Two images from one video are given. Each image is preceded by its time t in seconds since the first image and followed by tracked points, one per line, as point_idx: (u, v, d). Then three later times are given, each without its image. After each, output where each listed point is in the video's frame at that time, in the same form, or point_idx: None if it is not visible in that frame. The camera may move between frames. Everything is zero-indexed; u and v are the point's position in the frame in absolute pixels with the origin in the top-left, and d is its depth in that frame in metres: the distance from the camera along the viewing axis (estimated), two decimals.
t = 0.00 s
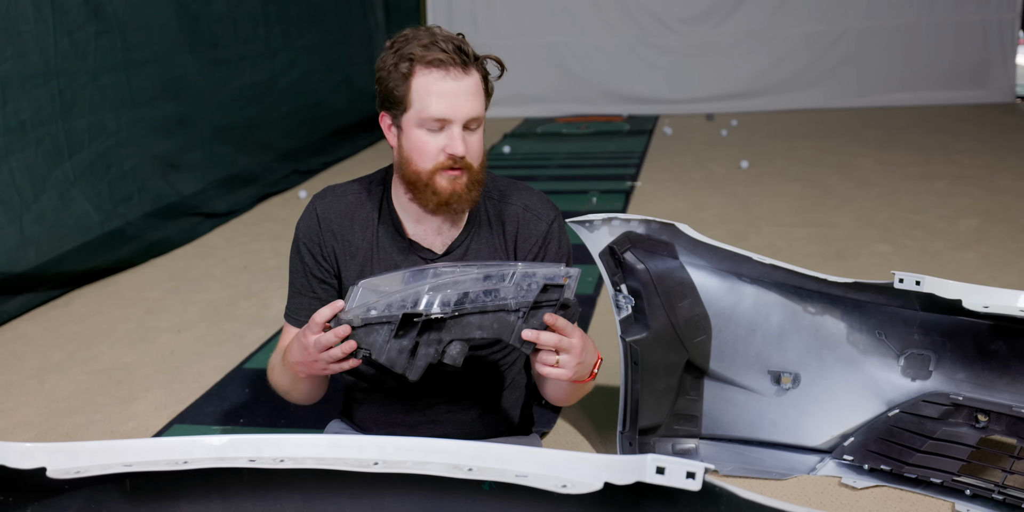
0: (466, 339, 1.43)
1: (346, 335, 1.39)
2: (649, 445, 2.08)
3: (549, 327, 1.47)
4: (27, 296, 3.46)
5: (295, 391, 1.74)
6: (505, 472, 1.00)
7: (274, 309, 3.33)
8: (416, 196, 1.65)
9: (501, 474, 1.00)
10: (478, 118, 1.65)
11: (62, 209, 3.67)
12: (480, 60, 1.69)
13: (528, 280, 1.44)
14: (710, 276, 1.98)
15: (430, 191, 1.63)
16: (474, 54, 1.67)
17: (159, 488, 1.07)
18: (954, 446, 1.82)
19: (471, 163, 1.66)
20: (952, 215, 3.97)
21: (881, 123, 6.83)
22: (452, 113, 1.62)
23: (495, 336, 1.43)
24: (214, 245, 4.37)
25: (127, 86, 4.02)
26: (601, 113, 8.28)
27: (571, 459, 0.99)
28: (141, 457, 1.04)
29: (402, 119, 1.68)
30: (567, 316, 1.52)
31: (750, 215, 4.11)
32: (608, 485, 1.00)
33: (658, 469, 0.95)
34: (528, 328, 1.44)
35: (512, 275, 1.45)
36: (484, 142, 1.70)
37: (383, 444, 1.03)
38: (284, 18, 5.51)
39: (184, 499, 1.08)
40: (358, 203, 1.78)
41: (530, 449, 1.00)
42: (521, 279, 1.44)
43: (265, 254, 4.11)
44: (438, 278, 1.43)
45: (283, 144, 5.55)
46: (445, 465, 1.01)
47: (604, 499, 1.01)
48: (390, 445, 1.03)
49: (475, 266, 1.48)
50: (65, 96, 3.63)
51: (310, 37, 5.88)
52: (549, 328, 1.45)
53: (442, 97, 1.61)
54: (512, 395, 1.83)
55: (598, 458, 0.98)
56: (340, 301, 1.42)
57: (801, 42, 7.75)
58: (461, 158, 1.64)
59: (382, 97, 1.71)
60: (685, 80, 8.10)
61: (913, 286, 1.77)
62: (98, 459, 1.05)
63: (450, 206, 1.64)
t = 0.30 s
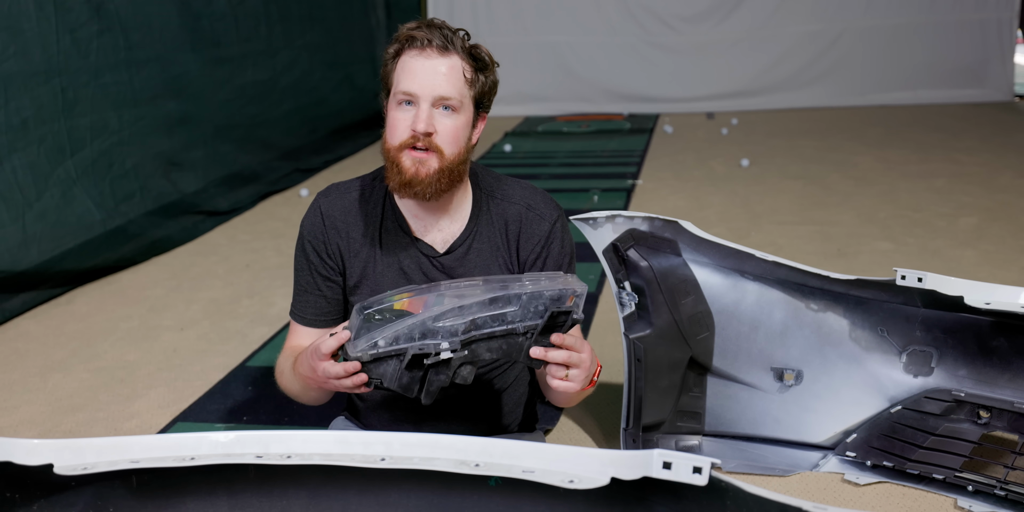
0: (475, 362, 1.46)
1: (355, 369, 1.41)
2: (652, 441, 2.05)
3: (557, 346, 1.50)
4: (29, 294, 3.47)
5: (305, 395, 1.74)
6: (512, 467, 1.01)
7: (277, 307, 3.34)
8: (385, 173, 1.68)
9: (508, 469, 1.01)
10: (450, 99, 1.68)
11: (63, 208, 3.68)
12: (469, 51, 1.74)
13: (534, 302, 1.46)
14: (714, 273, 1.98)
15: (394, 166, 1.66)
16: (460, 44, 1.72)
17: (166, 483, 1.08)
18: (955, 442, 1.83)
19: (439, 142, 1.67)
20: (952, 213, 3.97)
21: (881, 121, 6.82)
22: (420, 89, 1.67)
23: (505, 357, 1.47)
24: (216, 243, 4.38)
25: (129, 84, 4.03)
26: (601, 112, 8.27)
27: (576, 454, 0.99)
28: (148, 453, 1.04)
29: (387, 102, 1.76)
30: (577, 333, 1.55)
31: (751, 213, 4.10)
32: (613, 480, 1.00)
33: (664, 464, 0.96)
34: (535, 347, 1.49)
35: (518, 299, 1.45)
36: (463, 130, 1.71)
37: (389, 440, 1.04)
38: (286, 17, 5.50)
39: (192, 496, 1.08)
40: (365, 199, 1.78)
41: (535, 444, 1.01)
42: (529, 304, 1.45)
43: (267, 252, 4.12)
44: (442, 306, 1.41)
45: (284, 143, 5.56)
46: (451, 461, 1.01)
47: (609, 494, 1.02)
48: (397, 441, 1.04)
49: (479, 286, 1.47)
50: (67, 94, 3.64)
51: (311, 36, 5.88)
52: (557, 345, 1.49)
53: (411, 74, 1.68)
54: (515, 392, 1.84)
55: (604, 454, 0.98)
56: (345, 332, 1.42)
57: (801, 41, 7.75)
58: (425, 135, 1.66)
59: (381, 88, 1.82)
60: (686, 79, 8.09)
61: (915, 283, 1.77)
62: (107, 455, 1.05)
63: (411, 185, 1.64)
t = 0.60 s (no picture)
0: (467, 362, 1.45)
1: (349, 367, 1.41)
2: (650, 440, 2.05)
3: (551, 349, 1.51)
4: (26, 294, 3.47)
5: (300, 392, 1.74)
6: (513, 464, 1.02)
7: (274, 307, 3.34)
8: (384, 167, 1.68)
9: (510, 466, 1.01)
10: (451, 97, 1.69)
11: (60, 208, 3.67)
12: (473, 52, 1.75)
13: (529, 305, 1.45)
14: (711, 272, 1.98)
15: (392, 159, 1.65)
16: (465, 45, 1.73)
17: (166, 482, 1.07)
18: (952, 440, 1.84)
19: (438, 139, 1.67)
20: (947, 212, 3.97)
21: (876, 121, 6.82)
22: (422, 86, 1.68)
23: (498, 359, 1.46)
24: (213, 243, 4.38)
25: (125, 84, 4.02)
26: (597, 112, 8.27)
27: (576, 450, 1.01)
28: (149, 452, 1.05)
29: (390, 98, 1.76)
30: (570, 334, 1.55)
31: (747, 213, 4.11)
32: (613, 477, 1.01)
33: (664, 461, 0.96)
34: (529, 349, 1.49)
35: (513, 301, 1.45)
36: (463, 129, 1.72)
37: (390, 437, 1.05)
38: (282, 16, 5.50)
39: (193, 495, 1.08)
40: (363, 198, 1.79)
41: (535, 442, 1.01)
42: (523, 306, 1.45)
43: (264, 252, 4.12)
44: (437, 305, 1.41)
45: (280, 142, 5.55)
46: (452, 459, 1.02)
47: (608, 492, 1.02)
48: (398, 438, 1.05)
49: (476, 287, 1.47)
50: (63, 93, 3.63)
51: (307, 36, 5.87)
52: (551, 348, 1.50)
53: (414, 71, 1.68)
54: (511, 391, 1.84)
55: (604, 451, 0.99)
56: (340, 329, 1.43)
57: (796, 41, 7.75)
58: (425, 131, 1.66)
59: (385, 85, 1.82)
60: (681, 79, 8.10)
61: (912, 281, 1.78)
62: (109, 454, 1.06)
63: (407, 178, 1.63)
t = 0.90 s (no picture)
0: (472, 362, 1.46)
1: (354, 367, 1.42)
2: (649, 439, 2.05)
3: (555, 349, 1.50)
4: (24, 294, 3.47)
5: (303, 389, 1.75)
6: (516, 462, 1.01)
7: (272, 307, 3.35)
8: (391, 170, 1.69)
9: (512, 464, 1.01)
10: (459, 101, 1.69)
11: (59, 208, 3.68)
12: (482, 55, 1.76)
13: (534, 306, 1.46)
14: (711, 271, 1.98)
15: (399, 163, 1.66)
16: (474, 47, 1.73)
17: (170, 479, 1.08)
18: (951, 438, 1.85)
19: (445, 143, 1.68)
20: (944, 212, 3.98)
21: (872, 121, 6.82)
22: (430, 89, 1.68)
23: (503, 358, 1.46)
24: (212, 243, 4.38)
25: (123, 84, 4.03)
26: (594, 112, 8.27)
27: (578, 449, 1.01)
28: (153, 449, 1.05)
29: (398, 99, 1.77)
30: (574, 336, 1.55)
31: (744, 212, 4.12)
32: (614, 475, 1.02)
33: (667, 458, 0.96)
34: (534, 347, 1.48)
35: (519, 302, 1.45)
36: (469, 132, 1.72)
37: (393, 436, 1.04)
38: (279, 17, 5.50)
39: (195, 491, 1.09)
40: (369, 196, 1.79)
41: (538, 439, 1.01)
42: (529, 307, 1.45)
43: (263, 252, 4.12)
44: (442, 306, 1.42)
45: (278, 143, 5.56)
46: (455, 457, 1.03)
47: (607, 489, 1.03)
48: (400, 436, 1.04)
49: (481, 287, 1.47)
50: (62, 94, 3.64)
51: (305, 36, 5.88)
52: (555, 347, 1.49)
53: (422, 73, 1.69)
54: (512, 390, 1.85)
55: (606, 449, 1.00)
56: (344, 328, 1.43)
57: (791, 41, 7.75)
58: (432, 135, 1.67)
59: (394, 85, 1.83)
60: (677, 79, 8.10)
61: (911, 280, 1.80)
62: (111, 452, 1.05)
63: (414, 183, 1.64)
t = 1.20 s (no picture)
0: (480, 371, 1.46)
1: (362, 375, 1.43)
2: (648, 439, 2.04)
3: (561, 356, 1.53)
4: (21, 294, 3.47)
5: (304, 385, 1.74)
6: (516, 462, 1.02)
7: (270, 307, 3.35)
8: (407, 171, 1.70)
9: (513, 463, 1.02)
10: (478, 107, 1.69)
11: (57, 208, 3.68)
12: (506, 63, 1.76)
13: (543, 314, 1.46)
14: (709, 271, 1.99)
15: (414, 164, 1.67)
16: (498, 54, 1.74)
17: (169, 478, 1.08)
18: (949, 439, 1.86)
19: (461, 149, 1.69)
20: (940, 213, 3.99)
21: (869, 122, 6.83)
22: (451, 93, 1.69)
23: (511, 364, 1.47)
24: (210, 243, 4.38)
25: (121, 83, 4.03)
26: (590, 113, 8.28)
27: (578, 448, 1.01)
28: (152, 448, 1.05)
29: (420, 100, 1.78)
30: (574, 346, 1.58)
31: (740, 213, 4.13)
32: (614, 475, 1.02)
33: (667, 457, 0.97)
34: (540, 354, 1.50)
35: (528, 311, 1.45)
36: (486, 139, 1.73)
37: (393, 435, 1.05)
38: (277, 17, 5.51)
39: (195, 489, 1.09)
40: (378, 191, 1.79)
41: (540, 438, 1.02)
42: (538, 316, 1.46)
43: (260, 252, 4.13)
44: (451, 315, 1.41)
45: (276, 143, 5.56)
46: (456, 456, 1.03)
47: (606, 487, 1.04)
48: (401, 435, 1.05)
49: (489, 295, 1.47)
50: (60, 93, 3.64)
51: (302, 37, 5.88)
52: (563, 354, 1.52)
53: (444, 77, 1.70)
54: (512, 390, 1.85)
55: (607, 448, 1.00)
56: (351, 336, 1.43)
57: (787, 43, 7.76)
58: (449, 140, 1.68)
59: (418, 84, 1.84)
60: (673, 81, 8.10)
61: (908, 281, 1.80)
62: (111, 451, 1.05)
63: (426, 186, 1.65)
